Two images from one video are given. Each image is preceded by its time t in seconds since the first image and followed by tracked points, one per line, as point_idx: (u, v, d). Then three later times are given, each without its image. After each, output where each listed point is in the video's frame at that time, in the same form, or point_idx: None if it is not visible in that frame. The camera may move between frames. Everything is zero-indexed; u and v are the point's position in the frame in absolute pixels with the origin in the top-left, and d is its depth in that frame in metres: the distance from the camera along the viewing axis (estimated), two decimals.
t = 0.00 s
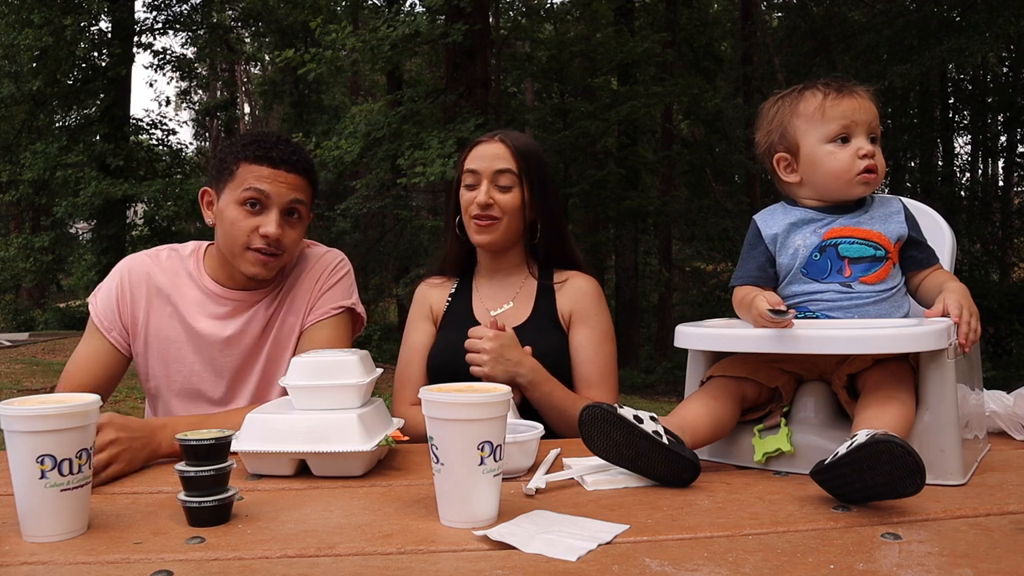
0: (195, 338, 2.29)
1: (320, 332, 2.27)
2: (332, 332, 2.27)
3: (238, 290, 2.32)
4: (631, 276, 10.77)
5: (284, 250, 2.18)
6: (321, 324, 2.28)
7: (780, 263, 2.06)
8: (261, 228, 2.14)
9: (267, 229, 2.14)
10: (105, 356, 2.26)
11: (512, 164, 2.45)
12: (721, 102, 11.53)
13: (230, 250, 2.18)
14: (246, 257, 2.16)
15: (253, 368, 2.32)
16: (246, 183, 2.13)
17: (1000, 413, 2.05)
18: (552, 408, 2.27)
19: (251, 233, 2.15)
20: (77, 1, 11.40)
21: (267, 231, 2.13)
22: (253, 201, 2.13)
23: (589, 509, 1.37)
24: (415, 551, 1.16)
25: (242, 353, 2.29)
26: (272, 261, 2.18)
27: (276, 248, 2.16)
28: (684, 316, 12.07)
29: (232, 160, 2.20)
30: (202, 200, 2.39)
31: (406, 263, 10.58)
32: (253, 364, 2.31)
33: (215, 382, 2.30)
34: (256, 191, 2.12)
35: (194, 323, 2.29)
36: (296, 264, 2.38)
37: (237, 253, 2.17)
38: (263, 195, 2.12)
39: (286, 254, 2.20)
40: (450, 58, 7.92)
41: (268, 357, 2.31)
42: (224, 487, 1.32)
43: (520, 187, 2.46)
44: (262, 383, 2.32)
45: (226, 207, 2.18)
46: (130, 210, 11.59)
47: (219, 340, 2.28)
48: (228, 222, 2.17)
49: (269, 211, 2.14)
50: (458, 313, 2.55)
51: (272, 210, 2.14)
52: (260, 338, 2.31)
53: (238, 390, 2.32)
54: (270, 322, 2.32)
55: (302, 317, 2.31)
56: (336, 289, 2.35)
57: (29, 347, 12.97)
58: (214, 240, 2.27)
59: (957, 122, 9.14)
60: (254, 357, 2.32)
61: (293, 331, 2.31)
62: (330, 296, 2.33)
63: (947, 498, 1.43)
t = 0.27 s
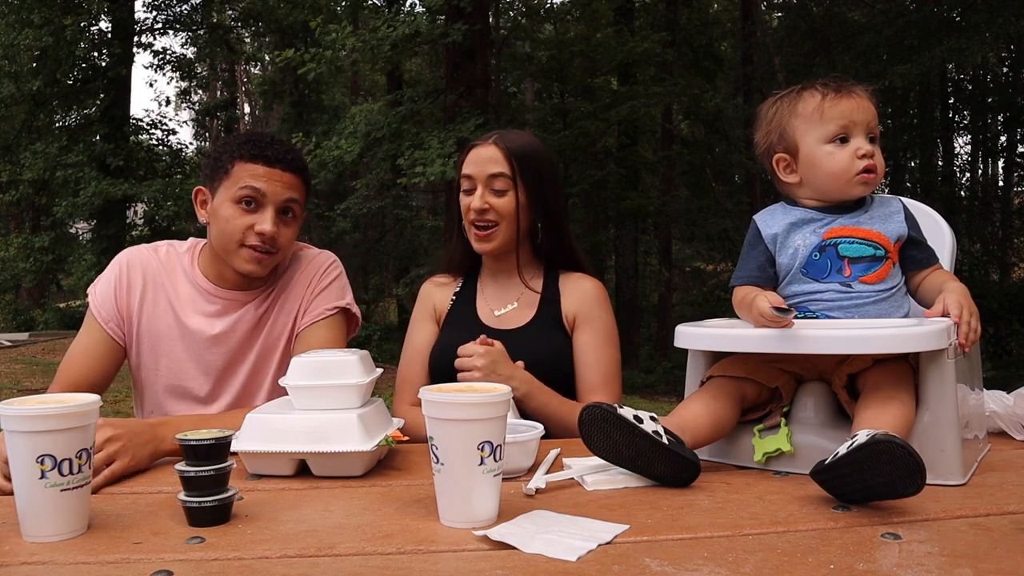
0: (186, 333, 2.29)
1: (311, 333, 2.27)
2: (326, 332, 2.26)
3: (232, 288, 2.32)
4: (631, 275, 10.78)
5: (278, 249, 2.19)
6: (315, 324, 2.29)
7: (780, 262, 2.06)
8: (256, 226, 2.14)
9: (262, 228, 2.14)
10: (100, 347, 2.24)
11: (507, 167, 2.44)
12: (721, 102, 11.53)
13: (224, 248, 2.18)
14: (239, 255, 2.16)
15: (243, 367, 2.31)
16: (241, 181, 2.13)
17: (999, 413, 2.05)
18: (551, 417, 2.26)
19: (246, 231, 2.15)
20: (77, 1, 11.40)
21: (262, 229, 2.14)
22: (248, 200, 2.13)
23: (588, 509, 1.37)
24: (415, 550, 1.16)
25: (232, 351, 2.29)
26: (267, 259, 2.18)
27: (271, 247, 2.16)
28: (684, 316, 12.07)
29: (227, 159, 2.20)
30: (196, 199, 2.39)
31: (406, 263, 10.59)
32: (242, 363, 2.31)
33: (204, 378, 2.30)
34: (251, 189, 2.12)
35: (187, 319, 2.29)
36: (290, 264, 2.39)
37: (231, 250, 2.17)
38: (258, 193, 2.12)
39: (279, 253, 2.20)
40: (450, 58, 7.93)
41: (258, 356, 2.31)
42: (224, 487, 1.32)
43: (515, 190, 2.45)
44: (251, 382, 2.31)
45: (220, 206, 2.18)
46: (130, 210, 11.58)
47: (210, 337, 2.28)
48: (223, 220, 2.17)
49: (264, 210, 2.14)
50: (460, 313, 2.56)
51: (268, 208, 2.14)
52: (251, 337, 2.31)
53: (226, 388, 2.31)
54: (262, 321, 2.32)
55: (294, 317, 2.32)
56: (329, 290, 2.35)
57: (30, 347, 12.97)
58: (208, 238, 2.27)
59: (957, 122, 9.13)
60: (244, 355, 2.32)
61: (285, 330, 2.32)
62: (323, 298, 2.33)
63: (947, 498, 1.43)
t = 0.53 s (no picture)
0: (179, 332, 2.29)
1: (308, 334, 2.27)
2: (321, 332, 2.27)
3: (225, 287, 2.32)
4: (631, 275, 10.80)
5: (271, 248, 2.19)
6: (310, 324, 2.29)
7: (779, 262, 2.06)
8: (249, 225, 2.14)
9: (255, 226, 2.15)
10: (97, 348, 2.24)
11: (512, 167, 2.43)
12: (721, 102, 11.51)
13: (217, 247, 2.18)
14: (232, 254, 2.17)
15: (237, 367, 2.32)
16: (233, 181, 2.13)
17: (999, 413, 2.05)
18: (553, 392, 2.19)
19: (239, 230, 2.15)
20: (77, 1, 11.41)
21: (255, 228, 2.14)
22: (240, 199, 2.13)
23: (589, 510, 1.37)
24: (415, 550, 1.16)
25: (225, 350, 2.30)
26: (258, 258, 2.19)
27: (263, 246, 2.17)
28: (684, 316, 12.07)
29: (222, 156, 2.20)
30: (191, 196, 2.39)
31: (406, 263, 10.59)
32: (236, 362, 2.32)
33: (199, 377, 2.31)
34: (244, 188, 2.12)
35: (179, 318, 2.30)
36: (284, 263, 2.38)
37: (225, 250, 2.17)
38: (251, 193, 2.12)
39: (272, 251, 2.21)
40: (450, 58, 7.93)
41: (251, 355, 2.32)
42: (224, 487, 1.32)
43: (520, 189, 2.44)
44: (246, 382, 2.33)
45: (214, 204, 2.18)
46: (130, 210, 11.58)
47: (204, 336, 2.28)
48: (216, 218, 2.17)
49: (257, 209, 2.14)
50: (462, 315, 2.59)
51: (261, 207, 2.14)
52: (245, 336, 2.32)
53: (219, 387, 2.32)
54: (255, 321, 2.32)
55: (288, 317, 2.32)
56: (323, 290, 2.35)
57: (30, 347, 12.98)
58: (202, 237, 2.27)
59: (957, 122, 9.12)
60: (237, 354, 2.33)
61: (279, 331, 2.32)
62: (317, 298, 2.33)
63: (947, 498, 1.43)
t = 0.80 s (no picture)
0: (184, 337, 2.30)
1: (310, 332, 2.27)
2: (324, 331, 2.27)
3: (227, 289, 2.32)
4: (631, 275, 10.81)
5: (270, 250, 2.19)
6: (313, 322, 2.28)
7: (780, 263, 2.06)
8: (246, 226, 2.14)
9: (252, 227, 2.15)
10: (100, 353, 2.25)
11: (513, 167, 2.42)
12: (721, 102, 11.52)
13: (215, 250, 2.18)
14: (233, 258, 2.16)
15: (240, 368, 2.33)
16: (228, 184, 2.13)
17: (1000, 413, 2.05)
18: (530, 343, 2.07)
19: (237, 232, 2.15)
20: (77, 0, 11.41)
21: (253, 230, 2.13)
22: (236, 200, 2.13)
23: (588, 510, 1.37)
24: (415, 550, 1.16)
25: (230, 353, 2.30)
26: (258, 259, 2.18)
27: (262, 248, 2.16)
28: (684, 316, 12.07)
29: (217, 157, 2.20)
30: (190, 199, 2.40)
31: (406, 263, 10.60)
32: (241, 364, 2.32)
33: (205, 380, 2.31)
34: (240, 190, 2.12)
35: (183, 323, 2.30)
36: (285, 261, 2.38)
37: (225, 254, 2.17)
38: (246, 194, 2.12)
39: (272, 253, 2.21)
40: (450, 58, 7.92)
41: (256, 357, 2.32)
42: (224, 487, 1.32)
43: (520, 189, 2.44)
44: (249, 383, 2.33)
45: (210, 208, 2.18)
46: (130, 210, 11.56)
47: (207, 339, 2.28)
48: (213, 221, 2.17)
49: (254, 210, 2.14)
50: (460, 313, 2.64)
51: (257, 208, 2.14)
52: (247, 337, 2.32)
53: (226, 390, 2.33)
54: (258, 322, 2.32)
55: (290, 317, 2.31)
56: (325, 289, 2.34)
57: (30, 348, 12.97)
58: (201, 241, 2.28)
59: (957, 122, 9.10)
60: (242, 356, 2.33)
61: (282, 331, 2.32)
62: (319, 296, 2.32)
63: (947, 498, 1.43)
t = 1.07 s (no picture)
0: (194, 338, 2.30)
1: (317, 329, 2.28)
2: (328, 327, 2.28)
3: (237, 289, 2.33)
4: (631, 275, 10.82)
5: (284, 257, 2.20)
6: (319, 319, 2.29)
7: (781, 262, 2.07)
8: (260, 236, 2.14)
9: (268, 236, 2.15)
10: (103, 354, 2.25)
11: (500, 163, 2.42)
12: (721, 102, 11.51)
13: (229, 258, 2.19)
14: (246, 265, 2.18)
15: (250, 369, 2.34)
16: (240, 194, 2.13)
17: (1000, 413, 2.05)
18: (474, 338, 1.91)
19: (251, 242, 2.15)
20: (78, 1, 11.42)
21: (267, 240, 2.14)
22: (249, 210, 2.13)
23: (589, 509, 1.37)
24: (415, 550, 1.16)
25: (239, 354, 2.31)
26: (271, 266, 2.20)
27: (276, 256, 2.18)
28: (684, 316, 12.06)
29: (226, 164, 2.19)
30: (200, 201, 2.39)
31: (406, 263, 10.62)
32: (251, 365, 2.33)
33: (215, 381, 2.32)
34: (253, 200, 2.12)
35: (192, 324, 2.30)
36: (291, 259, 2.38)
37: (238, 262, 2.18)
38: (260, 204, 2.12)
39: (285, 259, 2.22)
40: (450, 58, 7.92)
41: (265, 357, 2.33)
42: (224, 487, 1.32)
43: (508, 186, 2.44)
44: (258, 385, 2.34)
45: (222, 216, 2.18)
46: (130, 210, 11.54)
47: (217, 341, 2.29)
48: (225, 230, 2.17)
49: (267, 219, 2.14)
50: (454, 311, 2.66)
51: (271, 217, 2.14)
52: (257, 337, 2.32)
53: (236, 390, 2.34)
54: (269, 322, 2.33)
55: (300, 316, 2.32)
56: (332, 286, 2.35)
57: (29, 348, 12.97)
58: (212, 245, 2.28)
59: (957, 123, 9.07)
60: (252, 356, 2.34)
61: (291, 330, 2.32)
62: (327, 290, 2.34)
63: (947, 498, 1.43)
